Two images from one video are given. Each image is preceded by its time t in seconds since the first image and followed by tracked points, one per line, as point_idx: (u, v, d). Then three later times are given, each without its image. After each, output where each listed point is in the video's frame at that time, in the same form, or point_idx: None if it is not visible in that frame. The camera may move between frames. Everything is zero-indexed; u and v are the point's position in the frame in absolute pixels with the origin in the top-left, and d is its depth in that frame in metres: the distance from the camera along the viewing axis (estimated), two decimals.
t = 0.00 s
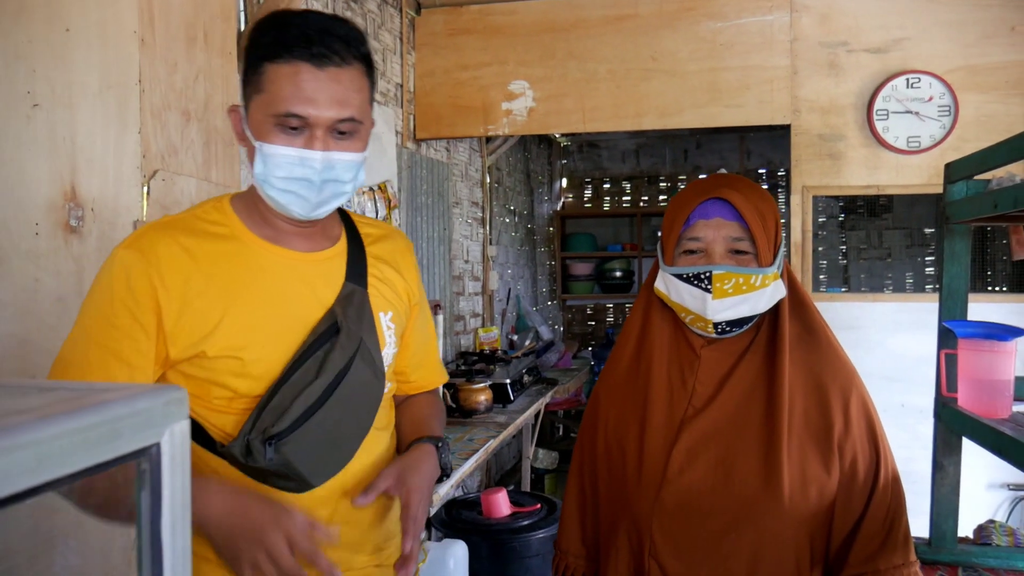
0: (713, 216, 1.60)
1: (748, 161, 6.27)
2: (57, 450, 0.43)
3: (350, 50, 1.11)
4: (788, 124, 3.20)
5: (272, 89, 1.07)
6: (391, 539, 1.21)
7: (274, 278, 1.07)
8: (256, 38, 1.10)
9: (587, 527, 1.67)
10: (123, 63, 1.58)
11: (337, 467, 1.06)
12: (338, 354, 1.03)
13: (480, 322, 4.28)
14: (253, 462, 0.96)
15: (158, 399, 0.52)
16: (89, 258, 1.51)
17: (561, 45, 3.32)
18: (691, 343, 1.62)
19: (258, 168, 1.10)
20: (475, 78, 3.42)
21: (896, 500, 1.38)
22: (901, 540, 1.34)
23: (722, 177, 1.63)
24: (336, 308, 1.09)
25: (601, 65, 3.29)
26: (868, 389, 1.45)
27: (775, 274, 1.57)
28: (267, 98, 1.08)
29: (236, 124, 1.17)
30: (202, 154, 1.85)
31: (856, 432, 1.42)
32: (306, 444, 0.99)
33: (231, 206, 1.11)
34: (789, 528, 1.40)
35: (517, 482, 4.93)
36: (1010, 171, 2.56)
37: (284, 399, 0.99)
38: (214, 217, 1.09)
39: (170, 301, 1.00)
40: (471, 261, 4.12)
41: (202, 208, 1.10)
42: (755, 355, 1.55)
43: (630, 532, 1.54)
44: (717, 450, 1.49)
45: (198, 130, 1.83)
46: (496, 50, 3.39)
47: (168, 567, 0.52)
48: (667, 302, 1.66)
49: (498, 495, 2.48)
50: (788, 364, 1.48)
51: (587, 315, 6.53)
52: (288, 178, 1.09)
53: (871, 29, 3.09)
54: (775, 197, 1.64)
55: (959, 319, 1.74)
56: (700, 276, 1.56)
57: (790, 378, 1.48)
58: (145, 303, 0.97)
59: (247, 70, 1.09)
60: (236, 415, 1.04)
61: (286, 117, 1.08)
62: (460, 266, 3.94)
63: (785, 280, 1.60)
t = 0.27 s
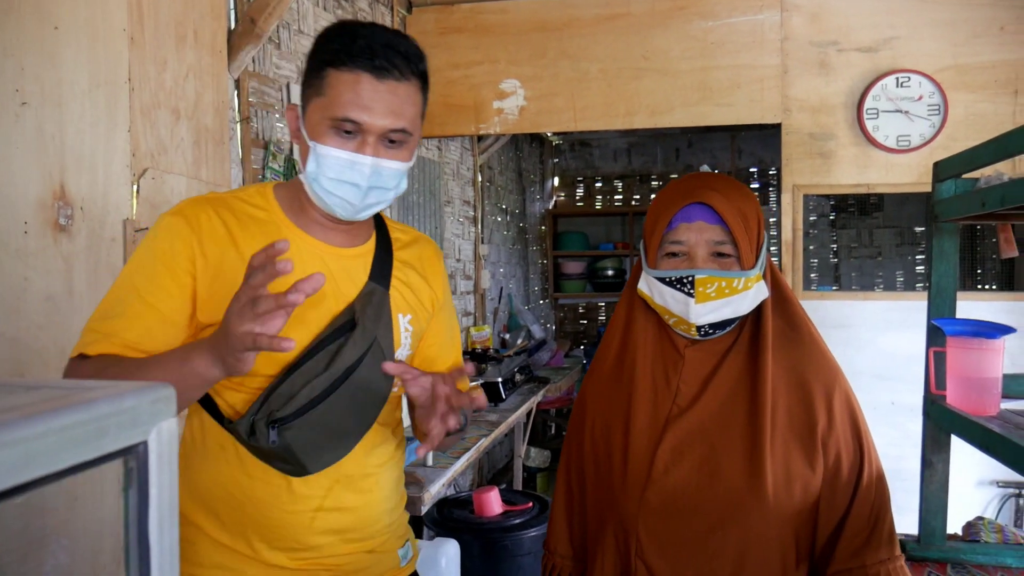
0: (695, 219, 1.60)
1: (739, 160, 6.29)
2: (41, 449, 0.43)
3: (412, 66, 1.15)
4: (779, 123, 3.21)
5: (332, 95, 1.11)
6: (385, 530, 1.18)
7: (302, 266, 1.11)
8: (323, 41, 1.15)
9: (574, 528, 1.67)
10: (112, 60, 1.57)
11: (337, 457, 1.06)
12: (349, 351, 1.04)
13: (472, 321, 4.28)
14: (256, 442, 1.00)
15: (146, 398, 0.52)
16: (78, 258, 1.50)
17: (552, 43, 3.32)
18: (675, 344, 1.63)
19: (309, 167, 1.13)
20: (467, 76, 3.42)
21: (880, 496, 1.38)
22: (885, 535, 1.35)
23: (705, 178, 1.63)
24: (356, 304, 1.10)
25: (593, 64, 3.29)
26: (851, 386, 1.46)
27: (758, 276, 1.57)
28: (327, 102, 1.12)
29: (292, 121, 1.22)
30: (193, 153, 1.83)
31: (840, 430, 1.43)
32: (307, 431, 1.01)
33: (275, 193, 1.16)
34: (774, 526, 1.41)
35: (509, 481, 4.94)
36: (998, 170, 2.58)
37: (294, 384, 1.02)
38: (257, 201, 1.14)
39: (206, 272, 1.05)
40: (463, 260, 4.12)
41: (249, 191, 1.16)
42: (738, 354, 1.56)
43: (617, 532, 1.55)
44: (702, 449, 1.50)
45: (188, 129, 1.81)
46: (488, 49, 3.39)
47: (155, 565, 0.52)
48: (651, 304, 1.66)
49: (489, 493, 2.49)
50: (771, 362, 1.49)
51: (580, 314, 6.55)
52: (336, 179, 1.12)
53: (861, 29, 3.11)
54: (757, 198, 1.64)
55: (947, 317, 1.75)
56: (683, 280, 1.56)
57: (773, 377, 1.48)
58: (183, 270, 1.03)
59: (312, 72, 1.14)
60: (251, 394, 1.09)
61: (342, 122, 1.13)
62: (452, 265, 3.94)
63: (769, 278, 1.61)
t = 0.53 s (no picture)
0: (686, 220, 1.60)
1: (736, 159, 6.29)
2: (39, 448, 0.43)
3: (444, 88, 1.16)
4: (775, 122, 3.22)
5: (364, 112, 1.12)
6: (389, 524, 1.18)
7: (324, 268, 1.12)
8: (362, 56, 1.16)
9: (568, 529, 1.67)
10: (108, 60, 1.57)
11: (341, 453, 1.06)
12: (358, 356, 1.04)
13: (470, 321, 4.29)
14: (260, 435, 1.00)
15: (143, 398, 0.52)
16: (75, 257, 1.50)
17: (549, 43, 3.32)
18: (667, 344, 1.63)
19: (336, 177, 1.14)
20: (464, 76, 3.42)
21: (873, 494, 1.39)
22: (878, 533, 1.35)
23: (695, 179, 1.62)
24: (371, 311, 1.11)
25: (590, 63, 3.30)
26: (844, 384, 1.46)
27: (749, 277, 1.57)
28: (359, 118, 1.13)
29: (325, 133, 1.24)
30: (190, 153, 1.83)
31: (833, 428, 1.43)
32: (313, 429, 1.00)
33: (301, 194, 1.18)
34: (768, 525, 1.41)
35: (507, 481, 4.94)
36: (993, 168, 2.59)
37: (304, 380, 1.02)
38: (285, 203, 1.15)
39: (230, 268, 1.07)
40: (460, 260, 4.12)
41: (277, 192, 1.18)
42: (731, 354, 1.56)
43: (611, 533, 1.55)
44: (695, 449, 1.50)
45: (185, 129, 1.81)
46: (485, 48, 3.39)
47: (153, 565, 0.52)
48: (644, 306, 1.66)
49: (487, 493, 2.49)
50: (763, 362, 1.49)
51: (577, 314, 6.56)
52: (362, 191, 1.12)
53: (857, 27, 3.12)
54: (748, 200, 1.64)
55: (943, 315, 1.76)
56: (674, 282, 1.56)
57: (765, 377, 1.49)
58: (210, 265, 1.05)
59: (347, 87, 1.15)
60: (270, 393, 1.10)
61: (372, 139, 1.14)
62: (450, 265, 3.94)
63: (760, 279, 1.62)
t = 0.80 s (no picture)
0: (683, 220, 1.61)
1: (735, 160, 6.30)
2: (42, 448, 0.43)
3: (459, 97, 1.15)
4: (774, 123, 3.22)
5: (378, 118, 1.12)
6: (392, 527, 1.18)
7: (334, 271, 1.12)
8: (381, 62, 1.17)
9: (568, 529, 1.67)
10: (108, 61, 1.57)
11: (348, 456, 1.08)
12: (365, 366, 1.06)
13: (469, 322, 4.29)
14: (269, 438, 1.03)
15: (145, 397, 0.52)
16: (74, 257, 1.50)
17: (548, 44, 3.33)
18: (666, 345, 1.64)
19: (348, 182, 1.15)
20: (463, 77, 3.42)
21: (872, 495, 1.39)
22: (878, 534, 1.35)
23: (691, 180, 1.63)
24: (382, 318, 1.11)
25: (589, 64, 3.30)
26: (844, 385, 1.46)
27: (746, 278, 1.57)
28: (373, 123, 1.13)
29: (341, 137, 1.25)
30: (190, 153, 1.83)
31: (832, 429, 1.43)
32: (316, 436, 1.03)
33: (315, 199, 1.18)
34: (766, 526, 1.41)
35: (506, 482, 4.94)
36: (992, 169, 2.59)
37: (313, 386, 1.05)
38: (300, 205, 1.16)
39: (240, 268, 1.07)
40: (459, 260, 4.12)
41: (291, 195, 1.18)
42: (730, 355, 1.56)
43: (610, 533, 1.55)
44: (695, 450, 1.50)
45: (184, 129, 1.81)
46: (485, 49, 3.40)
47: (155, 565, 0.52)
48: (643, 308, 1.67)
49: (487, 494, 2.49)
50: (763, 363, 1.49)
51: (576, 315, 6.56)
52: (371, 198, 1.13)
53: (856, 29, 3.12)
54: (745, 201, 1.64)
55: (942, 316, 1.76)
56: (671, 282, 1.57)
57: (765, 378, 1.49)
58: (220, 264, 1.05)
59: (362, 91, 1.16)
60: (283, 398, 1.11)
61: (385, 145, 1.14)
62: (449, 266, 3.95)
63: (759, 280, 1.62)
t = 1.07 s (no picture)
0: (685, 217, 1.62)
1: (735, 162, 6.30)
2: (44, 449, 0.43)
3: (449, 86, 1.14)
4: (774, 126, 3.23)
5: (367, 113, 1.11)
6: (397, 534, 1.20)
7: (325, 275, 1.12)
8: (364, 53, 1.15)
9: (571, 530, 1.68)
10: (109, 62, 1.57)
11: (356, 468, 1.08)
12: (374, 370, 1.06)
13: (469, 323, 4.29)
14: (277, 456, 1.01)
15: (147, 398, 0.52)
16: (74, 258, 1.50)
17: (548, 46, 3.33)
18: (670, 346, 1.64)
19: (335, 181, 1.13)
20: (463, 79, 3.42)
21: (875, 498, 1.38)
22: (880, 537, 1.34)
23: (693, 177, 1.64)
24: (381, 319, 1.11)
25: (589, 66, 3.30)
26: (847, 388, 1.46)
27: (749, 275, 1.57)
28: (360, 119, 1.12)
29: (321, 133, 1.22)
30: (190, 154, 1.83)
31: (835, 432, 1.43)
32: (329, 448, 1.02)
33: (298, 198, 1.17)
34: (768, 528, 1.41)
35: (505, 483, 4.94)
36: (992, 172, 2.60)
37: (319, 401, 1.03)
38: (282, 207, 1.15)
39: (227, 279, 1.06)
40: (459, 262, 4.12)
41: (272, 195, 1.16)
42: (734, 357, 1.57)
43: (612, 535, 1.55)
44: (697, 452, 1.50)
45: (184, 131, 1.81)
46: (484, 51, 3.40)
47: (156, 566, 0.52)
48: (646, 307, 1.68)
49: (486, 496, 2.49)
50: (766, 365, 1.49)
51: (575, 317, 6.56)
52: (363, 198, 1.12)
53: (855, 31, 3.13)
54: (749, 199, 1.65)
55: (941, 318, 1.76)
56: (673, 279, 1.58)
57: (768, 380, 1.49)
58: (204, 278, 1.03)
59: (347, 84, 1.13)
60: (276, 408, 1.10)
61: (374, 141, 1.13)
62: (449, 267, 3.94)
63: (763, 279, 1.61)
